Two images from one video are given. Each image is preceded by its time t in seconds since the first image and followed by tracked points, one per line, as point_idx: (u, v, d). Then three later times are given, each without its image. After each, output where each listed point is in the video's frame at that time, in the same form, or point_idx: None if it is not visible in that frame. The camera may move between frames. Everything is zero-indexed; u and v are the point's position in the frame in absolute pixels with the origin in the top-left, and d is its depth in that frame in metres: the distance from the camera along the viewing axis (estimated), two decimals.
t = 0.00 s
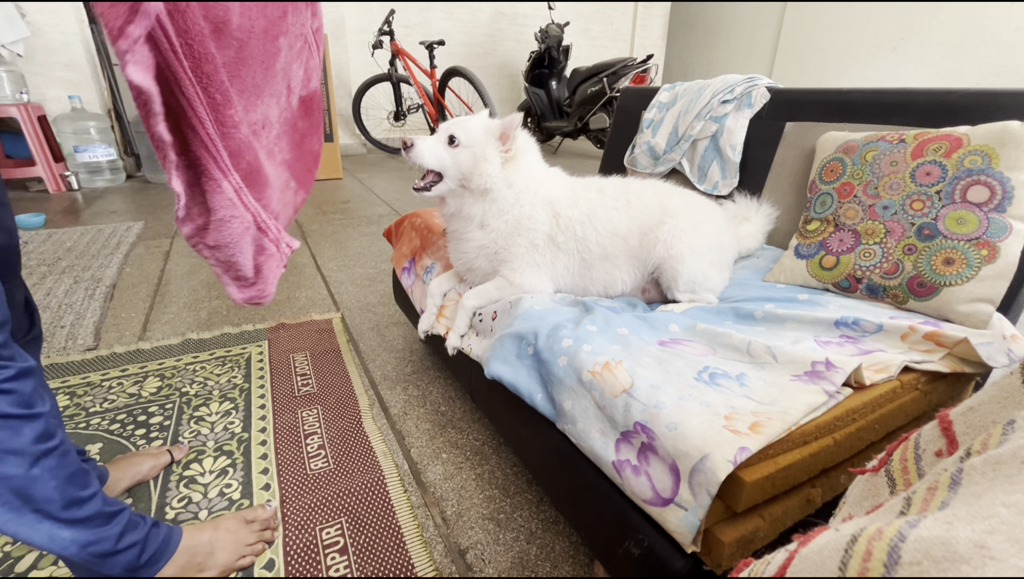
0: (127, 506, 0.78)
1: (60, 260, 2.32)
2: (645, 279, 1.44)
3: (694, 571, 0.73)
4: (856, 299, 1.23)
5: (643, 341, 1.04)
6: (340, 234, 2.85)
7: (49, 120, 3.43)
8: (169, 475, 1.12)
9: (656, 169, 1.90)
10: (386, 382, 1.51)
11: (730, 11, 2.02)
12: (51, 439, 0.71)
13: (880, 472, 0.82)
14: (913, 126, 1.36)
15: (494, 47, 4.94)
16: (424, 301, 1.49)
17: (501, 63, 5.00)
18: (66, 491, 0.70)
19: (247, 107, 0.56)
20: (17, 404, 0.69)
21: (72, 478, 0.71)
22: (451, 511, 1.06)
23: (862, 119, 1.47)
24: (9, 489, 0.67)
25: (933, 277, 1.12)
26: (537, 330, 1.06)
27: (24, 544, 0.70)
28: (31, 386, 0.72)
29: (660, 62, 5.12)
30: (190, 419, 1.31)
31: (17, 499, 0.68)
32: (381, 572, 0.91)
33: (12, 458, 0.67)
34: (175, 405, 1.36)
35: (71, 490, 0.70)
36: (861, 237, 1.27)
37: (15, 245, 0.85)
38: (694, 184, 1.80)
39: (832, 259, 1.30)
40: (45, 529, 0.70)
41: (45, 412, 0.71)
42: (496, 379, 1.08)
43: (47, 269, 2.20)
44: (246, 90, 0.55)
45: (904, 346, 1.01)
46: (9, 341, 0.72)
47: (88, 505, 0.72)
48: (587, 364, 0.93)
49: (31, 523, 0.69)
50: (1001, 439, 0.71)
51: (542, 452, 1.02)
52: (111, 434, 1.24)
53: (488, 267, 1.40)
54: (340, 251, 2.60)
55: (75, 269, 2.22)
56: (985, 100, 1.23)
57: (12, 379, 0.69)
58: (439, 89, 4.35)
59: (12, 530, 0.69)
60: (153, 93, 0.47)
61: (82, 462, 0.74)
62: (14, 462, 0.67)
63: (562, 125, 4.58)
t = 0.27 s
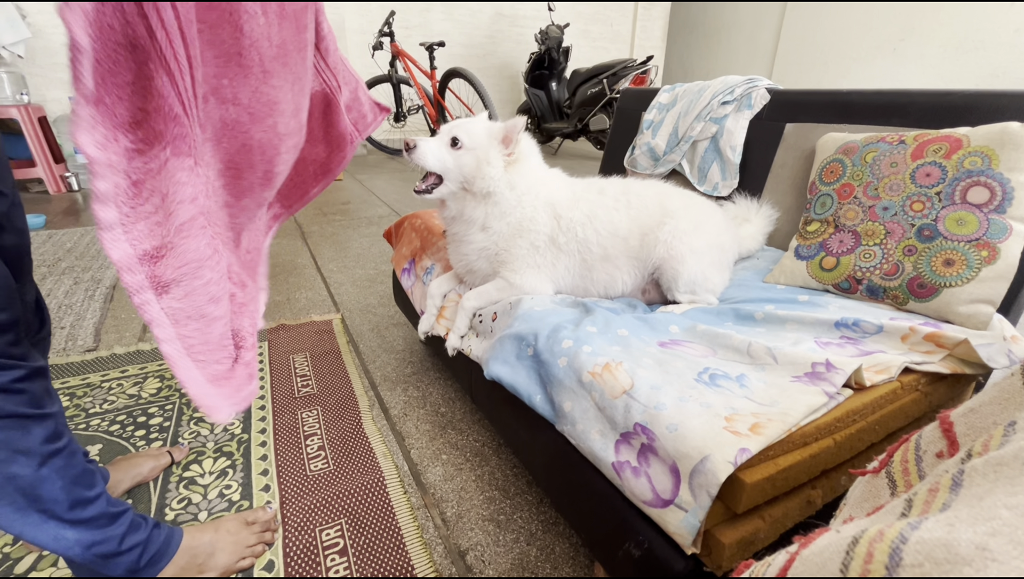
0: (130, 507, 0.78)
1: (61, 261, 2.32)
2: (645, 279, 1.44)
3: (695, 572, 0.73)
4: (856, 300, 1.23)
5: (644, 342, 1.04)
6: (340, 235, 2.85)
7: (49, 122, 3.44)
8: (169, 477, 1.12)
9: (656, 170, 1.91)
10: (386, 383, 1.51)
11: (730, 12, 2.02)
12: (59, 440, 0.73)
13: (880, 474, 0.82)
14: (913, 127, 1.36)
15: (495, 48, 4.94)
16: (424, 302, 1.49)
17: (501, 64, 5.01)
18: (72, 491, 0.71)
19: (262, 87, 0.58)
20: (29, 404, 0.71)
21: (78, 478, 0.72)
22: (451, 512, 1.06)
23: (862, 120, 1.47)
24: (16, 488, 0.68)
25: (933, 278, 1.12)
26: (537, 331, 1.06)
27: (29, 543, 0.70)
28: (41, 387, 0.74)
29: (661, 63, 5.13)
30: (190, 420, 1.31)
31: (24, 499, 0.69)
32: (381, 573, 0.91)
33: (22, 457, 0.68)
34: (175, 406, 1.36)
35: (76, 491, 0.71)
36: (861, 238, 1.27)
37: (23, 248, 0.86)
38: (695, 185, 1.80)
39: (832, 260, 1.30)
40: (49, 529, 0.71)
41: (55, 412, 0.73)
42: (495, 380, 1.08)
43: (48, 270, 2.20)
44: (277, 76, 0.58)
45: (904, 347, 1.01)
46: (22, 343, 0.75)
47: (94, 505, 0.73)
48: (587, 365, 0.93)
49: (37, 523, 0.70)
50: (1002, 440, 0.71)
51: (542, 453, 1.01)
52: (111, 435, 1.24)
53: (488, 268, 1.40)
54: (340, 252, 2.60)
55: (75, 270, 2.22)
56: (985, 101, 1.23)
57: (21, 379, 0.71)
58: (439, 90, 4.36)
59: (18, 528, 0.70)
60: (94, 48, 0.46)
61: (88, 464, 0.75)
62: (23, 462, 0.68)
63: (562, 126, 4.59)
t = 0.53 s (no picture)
0: (133, 511, 0.78)
1: (61, 263, 2.32)
2: (644, 282, 1.44)
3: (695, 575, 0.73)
4: (856, 303, 1.23)
5: (644, 344, 1.04)
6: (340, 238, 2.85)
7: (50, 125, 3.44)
8: (168, 480, 1.12)
9: (656, 173, 1.91)
10: (386, 386, 1.50)
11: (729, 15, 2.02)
12: (66, 443, 0.73)
13: (880, 477, 0.82)
14: (912, 130, 1.36)
15: (495, 52, 4.96)
16: (424, 304, 1.49)
17: (501, 68, 5.03)
18: (77, 494, 0.71)
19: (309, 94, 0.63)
20: (37, 407, 0.72)
21: (83, 481, 0.73)
22: (451, 516, 1.05)
23: (861, 123, 1.47)
24: (24, 491, 0.69)
25: (933, 280, 1.12)
26: (538, 334, 1.06)
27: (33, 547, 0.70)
28: (49, 390, 0.76)
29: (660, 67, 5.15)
30: (190, 423, 1.31)
31: (30, 501, 0.69)
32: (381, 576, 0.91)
33: (31, 460, 0.69)
34: (174, 409, 1.36)
35: (81, 493, 0.72)
36: (860, 240, 1.27)
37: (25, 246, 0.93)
38: (694, 188, 1.81)
39: (832, 262, 1.31)
40: (53, 533, 0.71)
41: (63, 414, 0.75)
42: (496, 383, 1.08)
43: (48, 273, 2.20)
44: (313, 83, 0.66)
45: (904, 350, 1.01)
46: (27, 346, 0.77)
47: (97, 508, 0.73)
48: (587, 367, 0.93)
49: (41, 526, 0.70)
50: (1002, 443, 0.71)
51: (542, 456, 1.01)
52: (111, 437, 1.24)
53: (488, 271, 1.40)
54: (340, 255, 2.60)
55: (75, 273, 2.22)
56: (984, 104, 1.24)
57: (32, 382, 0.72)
58: (439, 93, 4.37)
59: (22, 532, 0.70)
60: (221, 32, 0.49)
61: (93, 467, 0.76)
62: (31, 464, 0.69)
63: (561, 129, 4.59)
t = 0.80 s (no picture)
0: (132, 517, 0.78)
1: (61, 267, 2.32)
2: (644, 286, 1.44)
3: None
4: (856, 307, 1.23)
5: (644, 348, 1.04)
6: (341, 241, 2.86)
7: (51, 129, 3.45)
8: (166, 484, 1.11)
9: (655, 177, 1.91)
10: (386, 390, 1.50)
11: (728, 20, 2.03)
12: (67, 448, 0.73)
13: (883, 481, 0.81)
14: (912, 134, 1.36)
15: (495, 56, 4.98)
16: (424, 308, 1.49)
17: (501, 72, 5.05)
18: (78, 500, 0.71)
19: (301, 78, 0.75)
20: (39, 412, 0.71)
21: (83, 487, 0.72)
22: (450, 520, 1.05)
23: (860, 127, 1.47)
24: (24, 496, 0.68)
25: (933, 284, 1.12)
26: (538, 337, 1.06)
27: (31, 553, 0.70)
28: (52, 394, 0.74)
29: (660, 71, 5.17)
30: (189, 427, 1.31)
31: (30, 507, 0.69)
32: None
33: (31, 465, 0.69)
34: (173, 413, 1.36)
35: (81, 499, 0.71)
36: (860, 244, 1.27)
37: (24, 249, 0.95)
38: (694, 192, 1.81)
39: (832, 266, 1.30)
40: (53, 538, 0.70)
41: (64, 419, 0.74)
42: (495, 386, 1.08)
43: (48, 276, 2.21)
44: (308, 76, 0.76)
45: (905, 354, 1.01)
46: (32, 348, 0.75)
47: (97, 514, 0.72)
48: (587, 371, 0.92)
49: (40, 532, 0.70)
50: (1006, 447, 0.71)
51: (542, 460, 1.01)
52: (109, 442, 1.23)
53: (488, 275, 1.40)
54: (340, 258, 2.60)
55: (75, 276, 2.22)
56: (983, 109, 1.24)
57: (35, 387, 0.71)
58: (440, 98, 4.38)
59: (21, 538, 0.69)
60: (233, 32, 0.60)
61: (93, 473, 0.75)
62: (32, 470, 0.69)
63: (561, 133, 4.60)
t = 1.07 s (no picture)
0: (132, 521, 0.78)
1: (62, 273, 2.33)
2: (644, 292, 1.44)
3: None
4: (856, 313, 1.23)
5: (644, 354, 1.04)
6: (341, 248, 2.86)
7: (53, 136, 3.47)
8: (165, 491, 1.11)
9: (655, 184, 1.92)
10: (386, 397, 1.50)
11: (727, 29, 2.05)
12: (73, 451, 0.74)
13: (885, 488, 0.81)
14: (910, 141, 1.37)
15: (495, 64, 5.00)
16: (424, 314, 1.49)
17: (501, 80, 5.08)
18: (83, 503, 0.72)
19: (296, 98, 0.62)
20: (46, 414, 0.73)
21: (88, 490, 0.73)
22: (450, 528, 1.04)
23: (859, 134, 1.48)
24: (31, 499, 0.69)
25: (933, 290, 1.12)
26: (537, 344, 1.06)
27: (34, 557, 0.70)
28: (57, 398, 0.76)
29: (659, 79, 5.20)
30: (188, 433, 1.30)
31: (36, 510, 0.70)
32: None
33: (38, 467, 0.69)
34: (172, 420, 1.35)
35: (86, 502, 0.72)
36: (860, 250, 1.27)
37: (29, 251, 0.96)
38: (694, 198, 1.81)
39: (832, 273, 1.31)
40: (56, 542, 0.71)
41: (69, 423, 0.75)
42: (495, 393, 1.08)
43: (48, 283, 2.21)
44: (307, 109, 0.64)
45: (905, 360, 1.01)
46: (40, 352, 0.78)
47: (100, 517, 0.73)
48: (587, 378, 0.92)
49: (44, 535, 0.71)
50: (1007, 454, 0.71)
51: (543, 467, 1.01)
52: (108, 448, 1.23)
53: (489, 281, 1.40)
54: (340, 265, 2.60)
55: (75, 283, 2.22)
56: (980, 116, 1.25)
57: (42, 390, 0.73)
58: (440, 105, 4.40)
59: (25, 541, 0.70)
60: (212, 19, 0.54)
61: (96, 477, 0.76)
62: (39, 472, 0.69)
63: (561, 140, 4.62)
